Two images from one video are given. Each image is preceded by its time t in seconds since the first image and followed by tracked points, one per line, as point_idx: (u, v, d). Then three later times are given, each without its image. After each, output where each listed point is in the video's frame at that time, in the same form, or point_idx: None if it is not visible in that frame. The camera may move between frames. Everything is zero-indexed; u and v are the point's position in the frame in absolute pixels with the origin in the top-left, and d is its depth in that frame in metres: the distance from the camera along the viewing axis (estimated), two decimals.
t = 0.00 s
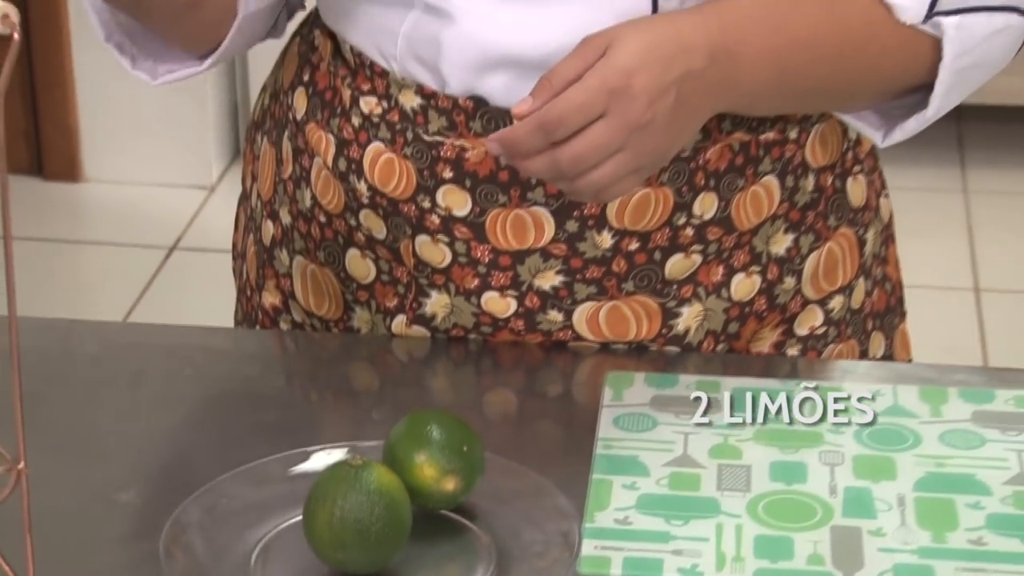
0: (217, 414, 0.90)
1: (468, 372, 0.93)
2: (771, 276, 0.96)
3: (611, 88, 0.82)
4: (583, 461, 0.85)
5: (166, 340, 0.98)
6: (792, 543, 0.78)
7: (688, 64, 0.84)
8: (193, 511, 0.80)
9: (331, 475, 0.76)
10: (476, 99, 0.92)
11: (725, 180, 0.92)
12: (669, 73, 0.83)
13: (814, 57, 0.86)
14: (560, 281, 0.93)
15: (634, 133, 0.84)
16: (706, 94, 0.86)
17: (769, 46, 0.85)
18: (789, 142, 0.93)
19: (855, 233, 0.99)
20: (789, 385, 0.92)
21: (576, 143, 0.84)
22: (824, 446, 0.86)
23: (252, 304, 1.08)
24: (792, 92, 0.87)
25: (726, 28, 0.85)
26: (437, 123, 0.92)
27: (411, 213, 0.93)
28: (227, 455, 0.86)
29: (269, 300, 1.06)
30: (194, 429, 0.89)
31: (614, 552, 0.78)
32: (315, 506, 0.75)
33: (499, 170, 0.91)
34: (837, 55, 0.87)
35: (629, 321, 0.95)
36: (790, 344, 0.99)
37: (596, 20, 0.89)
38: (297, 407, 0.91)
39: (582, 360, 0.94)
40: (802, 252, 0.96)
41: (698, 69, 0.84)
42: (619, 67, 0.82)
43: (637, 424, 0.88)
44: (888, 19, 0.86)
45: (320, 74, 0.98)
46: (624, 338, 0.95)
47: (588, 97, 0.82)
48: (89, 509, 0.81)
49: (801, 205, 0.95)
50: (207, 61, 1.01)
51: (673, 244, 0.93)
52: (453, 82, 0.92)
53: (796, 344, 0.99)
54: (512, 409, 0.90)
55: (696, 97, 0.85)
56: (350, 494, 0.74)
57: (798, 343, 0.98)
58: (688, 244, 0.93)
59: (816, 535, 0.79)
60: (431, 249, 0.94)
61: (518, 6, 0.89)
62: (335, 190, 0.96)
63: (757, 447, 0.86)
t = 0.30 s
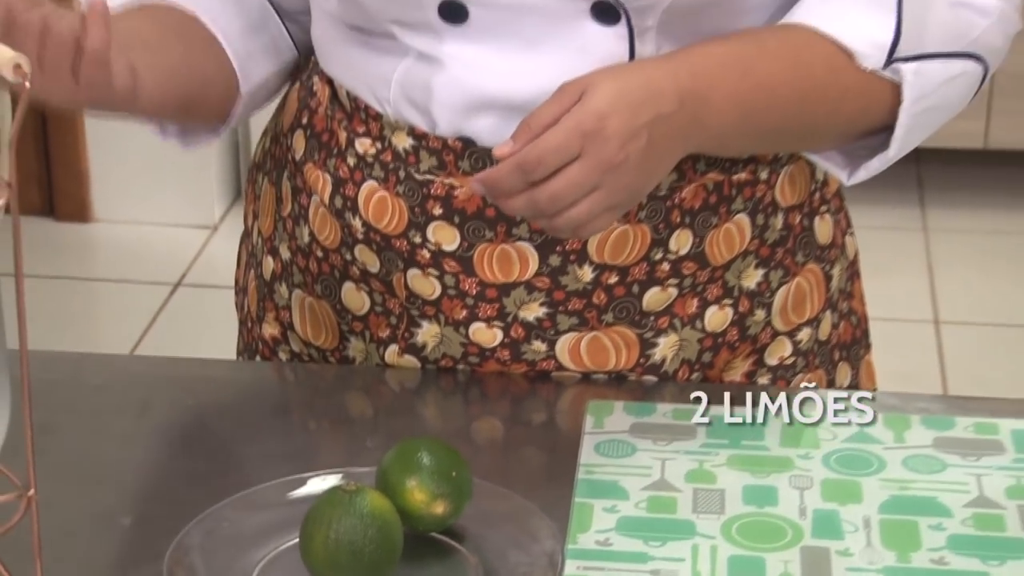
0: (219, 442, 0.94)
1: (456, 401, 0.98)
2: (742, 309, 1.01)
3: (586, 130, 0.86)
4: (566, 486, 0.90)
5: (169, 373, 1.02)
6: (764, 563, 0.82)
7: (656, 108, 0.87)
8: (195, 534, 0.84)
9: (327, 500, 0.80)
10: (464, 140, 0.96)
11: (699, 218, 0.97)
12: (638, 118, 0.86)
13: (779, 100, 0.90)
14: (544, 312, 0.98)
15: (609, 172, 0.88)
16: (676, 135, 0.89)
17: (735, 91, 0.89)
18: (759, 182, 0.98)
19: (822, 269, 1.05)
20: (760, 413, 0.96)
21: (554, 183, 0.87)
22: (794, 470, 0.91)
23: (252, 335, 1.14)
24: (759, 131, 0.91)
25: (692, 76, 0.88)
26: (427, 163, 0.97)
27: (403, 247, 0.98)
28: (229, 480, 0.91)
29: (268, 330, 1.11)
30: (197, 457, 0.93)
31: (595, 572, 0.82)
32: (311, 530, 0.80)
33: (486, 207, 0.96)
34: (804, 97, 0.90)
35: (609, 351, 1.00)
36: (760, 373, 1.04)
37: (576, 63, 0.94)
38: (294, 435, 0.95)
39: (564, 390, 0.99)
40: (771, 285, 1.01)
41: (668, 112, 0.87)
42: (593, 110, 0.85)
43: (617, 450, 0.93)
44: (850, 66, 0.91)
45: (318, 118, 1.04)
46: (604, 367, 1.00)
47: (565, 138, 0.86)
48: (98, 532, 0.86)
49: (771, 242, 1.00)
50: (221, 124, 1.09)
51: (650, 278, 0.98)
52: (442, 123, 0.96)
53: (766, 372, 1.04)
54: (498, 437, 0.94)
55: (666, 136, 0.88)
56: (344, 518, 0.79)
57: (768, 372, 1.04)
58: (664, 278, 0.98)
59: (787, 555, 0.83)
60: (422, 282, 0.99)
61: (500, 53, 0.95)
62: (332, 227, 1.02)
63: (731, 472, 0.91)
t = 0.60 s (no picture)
0: (223, 465, 0.99)
1: (448, 425, 1.03)
2: (719, 335, 1.06)
3: (577, 167, 0.89)
4: (553, 505, 0.95)
5: (174, 400, 1.07)
6: None
7: (644, 144, 0.91)
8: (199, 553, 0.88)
9: (326, 519, 0.85)
10: (456, 178, 1.02)
11: (679, 250, 1.02)
12: (626, 153, 0.91)
13: (756, 133, 0.95)
14: (532, 340, 1.04)
15: (600, 208, 0.91)
16: (663, 165, 0.93)
17: (716, 127, 0.94)
18: (735, 217, 1.04)
19: (795, 297, 1.11)
20: (737, 436, 1.02)
21: (548, 218, 0.91)
22: (769, 490, 0.95)
23: (256, 362, 1.20)
24: (737, 164, 0.96)
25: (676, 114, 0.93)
26: (421, 200, 1.02)
27: (399, 279, 1.04)
28: (232, 501, 0.95)
29: (271, 358, 1.17)
30: (202, 479, 0.97)
31: None
32: (311, 547, 0.85)
33: (477, 240, 1.01)
34: (782, 130, 0.96)
35: (593, 377, 1.05)
36: (736, 397, 1.10)
37: (565, 105, 0.99)
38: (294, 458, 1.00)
39: (550, 414, 1.04)
40: (746, 313, 1.07)
41: (653, 149, 0.92)
42: (584, 148, 0.89)
43: (601, 471, 0.98)
44: (825, 101, 0.97)
45: (317, 157, 1.09)
46: (588, 392, 1.05)
47: (558, 175, 0.89)
48: (108, 550, 0.90)
49: (746, 272, 1.06)
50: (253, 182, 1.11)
51: (632, 307, 1.03)
52: (436, 162, 1.02)
53: (741, 396, 1.10)
54: (488, 459, 0.99)
55: (653, 169, 0.93)
56: (342, 535, 0.84)
57: (742, 396, 1.10)
58: (645, 307, 1.03)
59: (763, 570, 0.87)
60: (417, 312, 1.04)
61: (491, 95, 1.01)
62: (331, 260, 1.08)
63: (709, 492, 0.95)
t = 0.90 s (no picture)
0: (231, 477, 1.04)
1: (444, 438, 1.08)
2: (700, 353, 1.12)
3: (563, 185, 0.95)
4: (544, 514, 1.00)
5: (185, 416, 1.12)
6: None
7: (626, 166, 0.97)
8: (208, 560, 0.93)
9: (328, 527, 0.90)
10: (450, 207, 1.07)
11: (661, 273, 1.08)
12: (610, 173, 0.97)
13: (730, 159, 1.00)
14: (523, 359, 1.09)
15: (582, 224, 0.97)
16: (642, 187, 0.99)
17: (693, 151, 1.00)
18: (714, 241, 1.09)
19: (772, 316, 1.16)
20: (718, 448, 1.07)
21: (534, 231, 0.97)
22: (749, 499, 1.00)
23: (261, 381, 1.26)
24: (713, 192, 1.02)
25: (658, 137, 0.99)
26: (416, 227, 1.08)
27: (396, 302, 1.09)
28: (239, 510, 1.00)
29: (275, 377, 1.23)
30: (211, 489, 1.02)
31: None
32: (314, 553, 0.89)
33: (470, 265, 1.07)
34: (753, 160, 1.01)
35: (581, 394, 1.11)
36: (717, 411, 1.15)
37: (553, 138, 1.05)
38: (298, 470, 1.05)
39: (541, 427, 1.09)
40: (726, 332, 1.12)
41: (635, 171, 0.98)
42: (570, 167, 0.95)
43: (590, 482, 1.03)
44: (789, 138, 1.02)
45: (318, 185, 1.15)
46: (578, 407, 1.11)
47: (544, 191, 0.95)
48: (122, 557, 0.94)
49: (725, 293, 1.11)
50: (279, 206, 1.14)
51: (618, 327, 1.08)
52: (431, 192, 1.07)
53: (722, 410, 1.16)
54: (482, 469, 1.04)
55: (636, 191, 0.99)
56: (344, 543, 0.89)
57: (723, 410, 1.15)
58: (630, 326, 1.09)
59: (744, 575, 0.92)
60: (414, 332, 1.10)
61: (487, 131, 1.06)
62: (331, 284, 1.13)
63: (692, 501, 1.00)
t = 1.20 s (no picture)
0: (241, 484, 1.09)
1: (444, 446, 1.13)
2: (688, 365, 1.18)
3: (569, 208, 1.01)
4: (540, 519, 1.05)
5: (197, 427, 1.17)
6: None
7: (626, 193, 1.03)
8: (221, 562, 0.98)
9: (335, 532, 0.95)
10: (451, 225, 1.14)
11: (652, 289, 1.13)
12: (612, 199, 1.02)
13: (723, 188, 1.06)
14: (519, 370, 1.15)
15: (585, 245, 1.02)
16: (639, 212, 1.04)
17: (687, 182, 1.06)
18: (701, 259, 1.15)
19: (755, 330, 1.23)
20: (704, 455, 1.12)
21: (540, 251, 1.02)
22: (734, 505, 1.06)
23: (268, 391, 1.31)
24: (706, 220, 1.07)
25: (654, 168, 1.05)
26: (419, 245, 1.14)
27: (399, 316, 1.15)
28: (249, 515, 1.05)
29: (282, 388, 1.28)
30: (222, 496, 1.07)
31: None
32: (321, 556, 0.94)
33: (470, 281, 1.12)
34: (745, 189, 1.07)
35: (575, 404, 1.16)
36: (703, 421, 1.22)
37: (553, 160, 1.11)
38: (305, 478, 1.10)
39: (537, 437, 1.14)
40: (712, 345, 1.19)
41: (634, 197, 1.03)
42: (575, 192, 1.01)
43: (583, 488, 1.08)
44: (779, 172, 1.08)
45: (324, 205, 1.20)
46: (571, 417, 1.17)
47: (550, 213, 1.00)
48: (139, 560, 0.99)
49: (711, 308, 1.17)
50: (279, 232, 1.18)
51: (610, 340, 1.14)
52: (435, 212, 1.15)
53: (708, 420, 1.22)
54: (480, 476, 1.09)
55: (634, 213, 1.04)
56: (349, 547, 0.94)
57: (709, 421, 1.21)
58: (621, 340, 1.14)
59: None
60: (416, 345, 1.15)
61: (490, 150, 1.12)
62: (336, 299, 1.18)
63: (681, 506, 1.06)
